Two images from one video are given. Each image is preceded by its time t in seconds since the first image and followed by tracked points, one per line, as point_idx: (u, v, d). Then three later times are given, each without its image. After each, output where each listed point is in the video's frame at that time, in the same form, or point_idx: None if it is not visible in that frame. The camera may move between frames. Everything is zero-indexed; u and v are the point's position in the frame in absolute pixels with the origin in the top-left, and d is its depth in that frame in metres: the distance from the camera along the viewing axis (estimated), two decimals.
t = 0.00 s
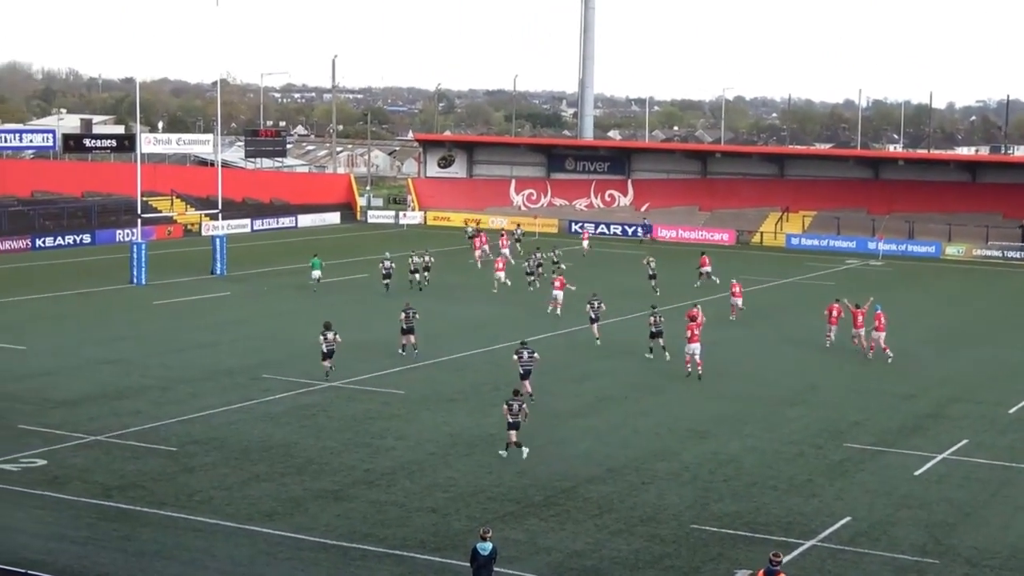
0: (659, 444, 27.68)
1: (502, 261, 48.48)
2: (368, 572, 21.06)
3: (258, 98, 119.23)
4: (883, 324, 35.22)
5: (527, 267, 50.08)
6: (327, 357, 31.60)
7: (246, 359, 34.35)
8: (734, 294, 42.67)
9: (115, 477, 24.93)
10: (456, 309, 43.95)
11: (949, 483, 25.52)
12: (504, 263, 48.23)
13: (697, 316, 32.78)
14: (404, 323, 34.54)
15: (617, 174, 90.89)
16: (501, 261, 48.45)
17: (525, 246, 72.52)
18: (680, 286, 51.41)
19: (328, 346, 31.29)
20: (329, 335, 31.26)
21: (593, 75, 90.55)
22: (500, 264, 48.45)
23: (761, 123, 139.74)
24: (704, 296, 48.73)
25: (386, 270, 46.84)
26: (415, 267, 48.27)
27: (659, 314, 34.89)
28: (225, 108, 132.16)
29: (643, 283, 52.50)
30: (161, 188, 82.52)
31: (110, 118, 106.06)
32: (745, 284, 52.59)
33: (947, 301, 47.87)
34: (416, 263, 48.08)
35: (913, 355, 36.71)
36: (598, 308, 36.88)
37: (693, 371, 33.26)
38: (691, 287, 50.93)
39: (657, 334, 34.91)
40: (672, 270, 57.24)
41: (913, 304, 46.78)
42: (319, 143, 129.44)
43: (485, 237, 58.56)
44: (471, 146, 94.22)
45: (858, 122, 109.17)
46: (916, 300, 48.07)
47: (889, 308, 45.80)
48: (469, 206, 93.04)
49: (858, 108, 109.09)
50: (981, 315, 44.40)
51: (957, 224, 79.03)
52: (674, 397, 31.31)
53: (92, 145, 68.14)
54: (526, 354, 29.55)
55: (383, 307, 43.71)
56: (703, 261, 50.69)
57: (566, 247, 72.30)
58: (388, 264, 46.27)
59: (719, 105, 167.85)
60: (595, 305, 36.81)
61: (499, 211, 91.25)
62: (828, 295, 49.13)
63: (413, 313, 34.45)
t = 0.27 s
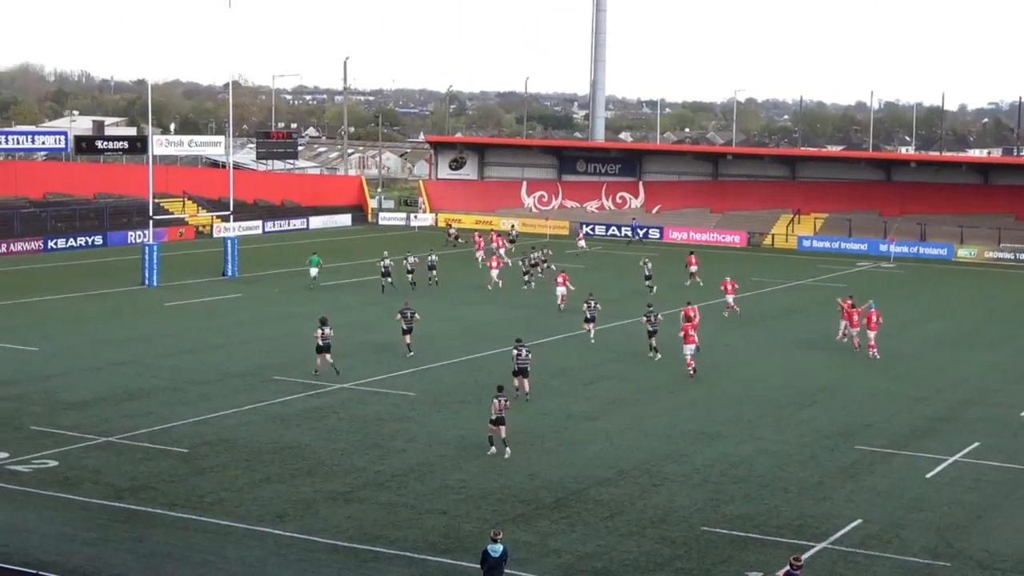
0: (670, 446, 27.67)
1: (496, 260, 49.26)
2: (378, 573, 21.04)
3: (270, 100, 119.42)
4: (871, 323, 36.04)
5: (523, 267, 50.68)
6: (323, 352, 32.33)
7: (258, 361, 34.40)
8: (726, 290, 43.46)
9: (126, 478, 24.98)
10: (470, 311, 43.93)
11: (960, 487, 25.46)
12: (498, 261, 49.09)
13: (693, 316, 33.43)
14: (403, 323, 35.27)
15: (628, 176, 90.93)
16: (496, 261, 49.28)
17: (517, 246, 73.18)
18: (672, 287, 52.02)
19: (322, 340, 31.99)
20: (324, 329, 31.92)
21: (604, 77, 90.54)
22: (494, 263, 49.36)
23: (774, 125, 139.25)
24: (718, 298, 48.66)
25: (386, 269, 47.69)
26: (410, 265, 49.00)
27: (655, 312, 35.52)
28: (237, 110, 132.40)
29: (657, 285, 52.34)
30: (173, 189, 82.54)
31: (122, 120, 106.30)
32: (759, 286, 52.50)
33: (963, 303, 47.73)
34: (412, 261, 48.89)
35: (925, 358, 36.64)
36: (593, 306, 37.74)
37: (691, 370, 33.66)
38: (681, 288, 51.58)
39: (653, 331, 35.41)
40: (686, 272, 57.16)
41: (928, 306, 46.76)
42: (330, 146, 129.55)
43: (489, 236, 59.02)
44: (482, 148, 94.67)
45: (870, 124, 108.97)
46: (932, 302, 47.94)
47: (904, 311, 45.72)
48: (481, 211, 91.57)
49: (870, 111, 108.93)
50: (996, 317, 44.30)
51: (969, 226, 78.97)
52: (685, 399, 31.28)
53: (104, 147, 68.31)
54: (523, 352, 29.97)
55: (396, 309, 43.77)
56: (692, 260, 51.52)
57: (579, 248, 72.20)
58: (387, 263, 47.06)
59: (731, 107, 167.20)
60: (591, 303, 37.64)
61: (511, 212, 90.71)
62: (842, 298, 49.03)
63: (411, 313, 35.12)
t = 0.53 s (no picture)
0: (679, 447, 27.69)
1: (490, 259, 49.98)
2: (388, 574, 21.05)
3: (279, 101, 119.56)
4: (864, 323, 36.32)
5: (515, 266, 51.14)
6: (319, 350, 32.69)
7: (268, 362, 34.45)
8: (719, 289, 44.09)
9: (135, 479, 25.02)
10: (482, 312, 43.95)
11: (970, 488, 25.43)
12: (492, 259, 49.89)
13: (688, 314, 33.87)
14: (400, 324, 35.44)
15: (638, 177, 90.95)
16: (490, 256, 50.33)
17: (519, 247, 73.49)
18: (664, 287, 52.58)
19: (317, 337, 32.35)
20: (320, 326, 32.28)
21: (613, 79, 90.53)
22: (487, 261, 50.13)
23: (783, 126, 138.92)
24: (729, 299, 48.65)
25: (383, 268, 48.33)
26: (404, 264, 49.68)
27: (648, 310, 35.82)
28: (246, 111, 132.60)
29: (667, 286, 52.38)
30: (183, 190, 82.64)
31: (132, 121, 106.56)
32: (771, 287, 52.43)
33: (974, 305, 47.65)
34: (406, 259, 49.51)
35: (936, 359, 36.58)
36: (587, 305, 38.10)
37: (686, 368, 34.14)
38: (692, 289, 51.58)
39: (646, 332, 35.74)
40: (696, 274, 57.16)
41: (940, 308, 46.68)
42: (339, 147, 129.67)
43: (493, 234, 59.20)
44: (491, 149, 94.75)
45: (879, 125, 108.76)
46: (942, 304, 47.86)
47: (916, 312, 45.62)
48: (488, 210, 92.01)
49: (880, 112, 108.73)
50: (1008, 319, 44.20)
51: (978, 227, 78.79)
52: (694, 400, 31.28)
53: (114, 148, 68.31)
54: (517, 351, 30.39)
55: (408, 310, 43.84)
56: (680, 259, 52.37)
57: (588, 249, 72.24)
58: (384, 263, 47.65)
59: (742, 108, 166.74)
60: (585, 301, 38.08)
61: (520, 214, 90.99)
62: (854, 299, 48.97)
63: (410, 314, 35.31)
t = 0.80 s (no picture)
0: (688, 448, 27.68)
1: (485, 257, 50.84)
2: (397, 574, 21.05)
3: (288, 102, 119.70)
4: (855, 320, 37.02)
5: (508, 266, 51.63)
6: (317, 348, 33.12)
7: (278, 362, 34.49)
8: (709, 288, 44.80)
9: (145, 479, 25.04)
10: (492, 312, 43.95)
11: (980, 489, 25.39)
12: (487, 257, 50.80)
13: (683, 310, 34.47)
14: (400, 321, 35.80)
15: (647, 179, 90.90)
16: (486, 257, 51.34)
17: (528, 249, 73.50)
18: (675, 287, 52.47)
19: (318, 338, 32.94)
20: (320, 326, 32.87)
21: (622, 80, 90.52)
22: (483, 258, 51.00)
23: (793, 127, 138.66)
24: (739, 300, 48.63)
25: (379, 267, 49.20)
26: (399, 264, 50.23)
27: (643, 308, 36.33)
28: (255, 112, 132.76)
29: (676, 287, 52.39)
30: (192, 192, 82.81)
31: (141, 122, 106.73)
32: (781, 289, 52.38)
33: (986, 306, 47.59)
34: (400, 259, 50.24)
35: (946, 361, 36.54)
36: (585, 301, 38.81)
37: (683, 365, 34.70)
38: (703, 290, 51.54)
39: (641, 330, 36.25)
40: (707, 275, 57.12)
41: (951, 309, 46.62)
42: (348, 148, 129.77)
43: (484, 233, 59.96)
44: (500, 151, 94.76)
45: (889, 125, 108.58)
46: (953, 305, 47.76)
47: (926, 313, 45.57)
48: (498, 211, 91.59)
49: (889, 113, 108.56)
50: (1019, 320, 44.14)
51: (989, 229, 78.69)
52: (704, 401, 31.26)
53: (124, 149, 68.12)
54: (513, 347, 30.88)
55: (418, 310, 43.86)
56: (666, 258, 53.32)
57: (596, 250, 72.22)
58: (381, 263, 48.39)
59: (750, 109, 166.41)
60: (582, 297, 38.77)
61: (529, 216, 90.33)
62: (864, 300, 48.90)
63: (411, 311, 35.66)
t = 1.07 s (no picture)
0: (694, 451, 27.66)
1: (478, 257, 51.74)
2: None
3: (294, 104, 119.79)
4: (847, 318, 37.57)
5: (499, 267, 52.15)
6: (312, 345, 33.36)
7: (284, 365, 34.52)
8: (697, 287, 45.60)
9: (151, 481, 25.06)
10: (500, 315, 43.91)
11: (986, 492, 25.35)
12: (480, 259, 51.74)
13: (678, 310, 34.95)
14: (399, 321, 35.90)
15: (653, 181, 90.88)
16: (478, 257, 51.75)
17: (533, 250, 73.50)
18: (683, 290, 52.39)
19: (313, 335, 33.04)
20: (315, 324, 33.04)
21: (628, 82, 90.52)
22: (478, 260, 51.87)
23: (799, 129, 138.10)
24: (747, 302, 48.59)
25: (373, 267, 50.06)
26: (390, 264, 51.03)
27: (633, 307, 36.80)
28: (261, 114, 132.88)
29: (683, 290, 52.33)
30: (198, 193, 82.89)
31: (148, 124, 106.91)
32: (789, 291, 52.30)
33: (993, 309, 47.52)
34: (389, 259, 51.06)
35: (953, 364, 36.47)
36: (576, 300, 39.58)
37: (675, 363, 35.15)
38: (710, 293, 51.52)
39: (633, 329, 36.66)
40: (714, 278, 57.07)
41: (959, 312, 46.53)
42: (355, 150, 129.82)
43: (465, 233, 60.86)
44: (507, 152, 94.82)
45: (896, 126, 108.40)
46: (960, 308, 47.67)
47: (933, 316, 45.49)
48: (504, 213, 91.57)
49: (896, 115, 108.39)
50: None
51: (995, 231, 78.59)
52: (709, 404, 31.25)
53: (130, 151, 67.97)
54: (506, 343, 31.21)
55: (426, 313, 43.86)
56: (653, 257, 54.40)
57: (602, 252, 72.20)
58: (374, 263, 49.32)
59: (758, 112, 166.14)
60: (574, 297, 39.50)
61: (536, 217, 90.22)
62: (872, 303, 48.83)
63: (408, 311, 35.73)
